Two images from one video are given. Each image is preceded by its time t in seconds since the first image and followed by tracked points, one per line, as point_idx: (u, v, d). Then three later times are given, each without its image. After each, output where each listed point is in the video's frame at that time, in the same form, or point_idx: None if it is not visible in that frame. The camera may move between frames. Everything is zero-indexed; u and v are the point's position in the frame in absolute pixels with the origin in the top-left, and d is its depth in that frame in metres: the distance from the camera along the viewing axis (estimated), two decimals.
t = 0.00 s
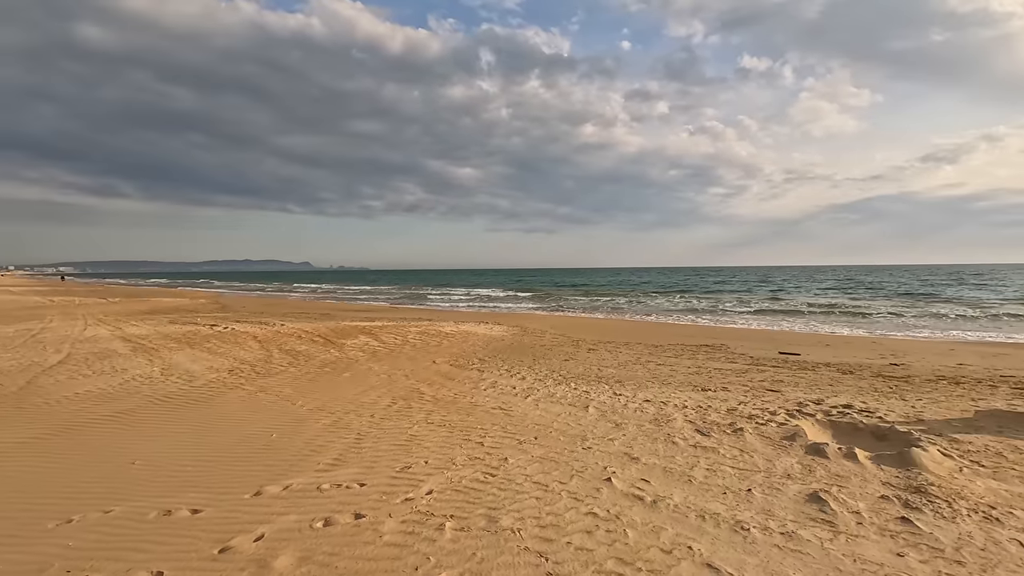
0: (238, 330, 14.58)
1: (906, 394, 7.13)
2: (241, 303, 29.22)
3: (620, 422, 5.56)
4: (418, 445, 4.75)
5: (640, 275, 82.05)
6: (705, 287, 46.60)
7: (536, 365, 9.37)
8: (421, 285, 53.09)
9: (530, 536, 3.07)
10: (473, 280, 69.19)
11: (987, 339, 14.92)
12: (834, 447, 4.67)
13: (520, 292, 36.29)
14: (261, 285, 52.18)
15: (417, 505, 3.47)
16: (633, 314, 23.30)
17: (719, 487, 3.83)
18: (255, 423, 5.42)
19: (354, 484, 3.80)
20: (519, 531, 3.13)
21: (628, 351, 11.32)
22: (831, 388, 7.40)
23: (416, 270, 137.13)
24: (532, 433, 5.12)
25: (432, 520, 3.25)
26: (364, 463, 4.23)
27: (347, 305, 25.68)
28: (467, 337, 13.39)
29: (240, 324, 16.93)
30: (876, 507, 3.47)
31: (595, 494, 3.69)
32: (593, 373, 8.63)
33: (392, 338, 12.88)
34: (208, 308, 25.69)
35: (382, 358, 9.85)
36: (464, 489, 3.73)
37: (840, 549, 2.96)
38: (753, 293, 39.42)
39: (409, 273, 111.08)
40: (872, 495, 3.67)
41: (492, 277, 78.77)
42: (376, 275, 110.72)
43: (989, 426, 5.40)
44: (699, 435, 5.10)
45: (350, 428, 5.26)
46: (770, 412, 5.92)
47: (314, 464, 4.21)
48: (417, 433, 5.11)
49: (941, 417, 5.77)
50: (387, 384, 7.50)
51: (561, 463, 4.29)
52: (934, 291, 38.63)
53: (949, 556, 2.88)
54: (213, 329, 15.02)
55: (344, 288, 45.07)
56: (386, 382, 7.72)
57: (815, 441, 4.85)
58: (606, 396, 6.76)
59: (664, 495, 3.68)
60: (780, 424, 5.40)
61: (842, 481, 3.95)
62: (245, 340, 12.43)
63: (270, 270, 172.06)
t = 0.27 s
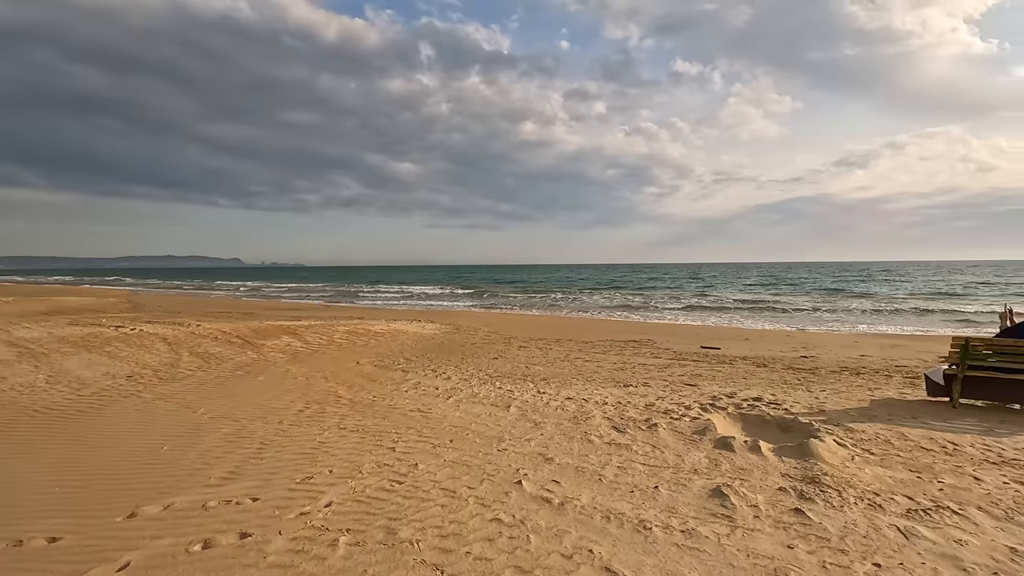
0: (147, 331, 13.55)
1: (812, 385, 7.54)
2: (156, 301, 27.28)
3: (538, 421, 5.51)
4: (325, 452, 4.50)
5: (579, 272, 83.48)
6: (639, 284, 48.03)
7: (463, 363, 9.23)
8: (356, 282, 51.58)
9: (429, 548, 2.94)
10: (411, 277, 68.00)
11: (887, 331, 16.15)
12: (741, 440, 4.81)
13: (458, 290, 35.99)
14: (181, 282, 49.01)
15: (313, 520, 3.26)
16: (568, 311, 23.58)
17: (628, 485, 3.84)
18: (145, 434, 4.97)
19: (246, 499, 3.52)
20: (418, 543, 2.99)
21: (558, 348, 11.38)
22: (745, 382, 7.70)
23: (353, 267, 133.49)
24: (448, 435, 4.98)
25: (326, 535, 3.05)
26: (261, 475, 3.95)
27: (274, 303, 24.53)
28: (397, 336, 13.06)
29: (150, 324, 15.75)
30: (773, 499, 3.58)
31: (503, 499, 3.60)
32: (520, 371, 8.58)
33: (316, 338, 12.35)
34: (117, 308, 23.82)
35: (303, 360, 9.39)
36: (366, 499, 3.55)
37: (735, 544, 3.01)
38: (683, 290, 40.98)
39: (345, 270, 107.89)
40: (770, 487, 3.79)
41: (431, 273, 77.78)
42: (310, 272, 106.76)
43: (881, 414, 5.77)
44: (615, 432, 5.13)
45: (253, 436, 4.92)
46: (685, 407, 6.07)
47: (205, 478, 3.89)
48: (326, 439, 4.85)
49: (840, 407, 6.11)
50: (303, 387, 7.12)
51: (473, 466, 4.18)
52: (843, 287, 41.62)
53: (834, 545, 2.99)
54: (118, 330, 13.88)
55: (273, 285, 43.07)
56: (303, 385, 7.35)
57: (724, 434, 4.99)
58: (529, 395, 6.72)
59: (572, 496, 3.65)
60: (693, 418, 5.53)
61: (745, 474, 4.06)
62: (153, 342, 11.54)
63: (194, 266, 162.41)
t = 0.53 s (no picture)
0: (41, 334, 12.37)
1: (728, 376, 7.81)
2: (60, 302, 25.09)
3: (456, 419, 5.38)
4: (219, 459, 4.18)
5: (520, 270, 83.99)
6: (579, 281, 49.03)
7: (389, 362, 8.95)
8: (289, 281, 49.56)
9: (314, 558, 2.74)
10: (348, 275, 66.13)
11: (803, 324, 17.12)
12: (653, 431, 4.87)
13: (396, 287, 35.28)
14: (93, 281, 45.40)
15: (189, 534, 2.98)
16: (505, 308, 23.59)
17: (536, 481, 3.78)
18: (11, 447, 4.45)
19: (116, 515, 3.19)
20: (304, 553, 2.79)
21: (489, 345, 11.29)
22: (666, 374, 7.88)
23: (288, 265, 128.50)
24: (358, 437, 4.76)
25: (201, 551, 2.79)
26: (139, 487, 3.60)
27: (195, 303, 23.12)
28: (323, 335, 12.55)
29: (48, 326, 14.41)
30: (676, 489, 3.61)
31: (405, 501, 3.44)
32: (446, 368, 8.41)
33: (235, 339, 11.67)
34: (13, 309, 21.70)
35: (216, 361, 8.82)
36: (254, 508, 3.29)
37: (633, 536, 3.00)
38: (619, 286, 41.94)
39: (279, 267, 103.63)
40: (675, 477, 3.83)
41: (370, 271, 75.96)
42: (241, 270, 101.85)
43: (787, 402, 6.03)
44: (532, 428, 5.07)
45: (140, 445, 4.51)
46: (605, 400, 6.11)
47: (72, 494, 3.50)
48: (223, 445, 4.51)
49: (751, 396, 6.34)
50: (209, 390, 6.66)
51: (379, 467, 4.00)
52: (767, 283, 43.95)
53: (728, 532, 3.03)
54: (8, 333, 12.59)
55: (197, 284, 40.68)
56: (210, 388, 6.87)
57: (638, 426, 5.05)
58: (450, 392, 6.56)
59: (477, 495, 3.54)
60: (610, 411, 5.56)
61: (652, 465, 4.09)
62: (46, 345, 10.52)
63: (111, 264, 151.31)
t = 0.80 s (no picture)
0: None
1: (654, 375, 7.92)
2: None
3: (371, 428, 5.14)
4: (95, 482, 3.78)
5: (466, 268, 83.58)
6: (523, 280, 49.15)
7: (312, 367, 8.55)
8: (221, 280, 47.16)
9: None
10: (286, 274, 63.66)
11: (732, 322, 17.80)
12: (571, 435, 4.82)
13: (335, 287, 34.20)
14: None
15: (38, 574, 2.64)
16: (447, 308, 23.30)
17: (443, 494, 3.61)
18: None
19: None
20: None
21: (422, 347, 11.03)
22: (595, 374, 7.91)
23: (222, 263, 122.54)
24: (260, 450, 4.44)
25: None
26: None
27: (110, 305, 21.52)
28: (247, 338, 11.91)
29: None
30: (585, 496, 3.55)
31: (297, 522, 3.21)
32: (373, 373, 8.11)
33: (147, 344, 10.88)
34: None
35: (118, 369, 8.14)
36: (123, 539, 2.97)
37: (534, 550, 2.90)
38: (562, 286, 42.37)
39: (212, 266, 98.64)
40: (586, 484, 3.77)
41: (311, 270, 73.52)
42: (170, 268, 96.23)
43: (707, 400, 6.14)
44: (450, 435, 4.91)
45: (4, 468, 4.03)
46: (529, 403, 6.03)
47: None
48: (104, 466, 4.09)
49: (673, 395, 6.42)
50: (102, 403, 6.09)
51: (276, 484, 3.72)
52: (703, 282, 45.56)
53: (631, 540, 2.98)
54: None
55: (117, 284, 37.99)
56: (105, 399, 6.30)
57: (557, 430, 4.98)
58: (371, 399, 6.30)
59: (378, 511, 3.35)
60: (533, 415, 5.48)
61: (566, 471, 4.02)
62: None
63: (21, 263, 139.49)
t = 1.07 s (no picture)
0: None
1: (589, 376, 7.90)
2: None
3: (285, 440, 4.81)
4: None
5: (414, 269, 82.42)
6: (470, 281, 48.83)
7: (234, 374, 8.04)
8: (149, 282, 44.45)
9: None
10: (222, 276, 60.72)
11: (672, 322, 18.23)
12: (496, 441, 4.67)
13: (274, 289, 32.85)
14: None
15: None
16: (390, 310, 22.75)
17: (350, 511, 3.37)
18: None
19: None
20: None
21: (357, 351, 10.63)
22: (530, 377, 7.81)
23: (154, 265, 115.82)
24: (154, 470, 4.05)
25: None
26: None
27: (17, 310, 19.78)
28: (167, 345, 11.15)
29: None
30: (502, 507, 3.41)
31: (180, 551, 2.90)
32: (298, 380, 7.70)
33: (50, 353, 9.97)
34: None
35: (7, 382, 7.36)
36: None
37: (439, 569, 2.72)
38: (510, 287, 42.40)
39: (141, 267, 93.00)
40: (505, 493, 3.63)
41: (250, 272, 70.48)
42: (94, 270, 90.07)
43: (637, 400, 6.14)
44: (369, 445, 4.66)
45: None
46: (459, 409, 5.85)
47: None
48: None
49: (605, 396, 6.40)
50: None
51: (162, 509, 3.36)
52: (647, 283, 46.72)
53: (542, 554, 2.85)
54: None
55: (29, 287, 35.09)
56: None
57: (483, 436, 4.82)
58: (291, 408, 5.94)
59: (275, 534, 3.08)
60: (460, 422, 5.30)
61: (486, 480, 3.87)
62: None
63: None
